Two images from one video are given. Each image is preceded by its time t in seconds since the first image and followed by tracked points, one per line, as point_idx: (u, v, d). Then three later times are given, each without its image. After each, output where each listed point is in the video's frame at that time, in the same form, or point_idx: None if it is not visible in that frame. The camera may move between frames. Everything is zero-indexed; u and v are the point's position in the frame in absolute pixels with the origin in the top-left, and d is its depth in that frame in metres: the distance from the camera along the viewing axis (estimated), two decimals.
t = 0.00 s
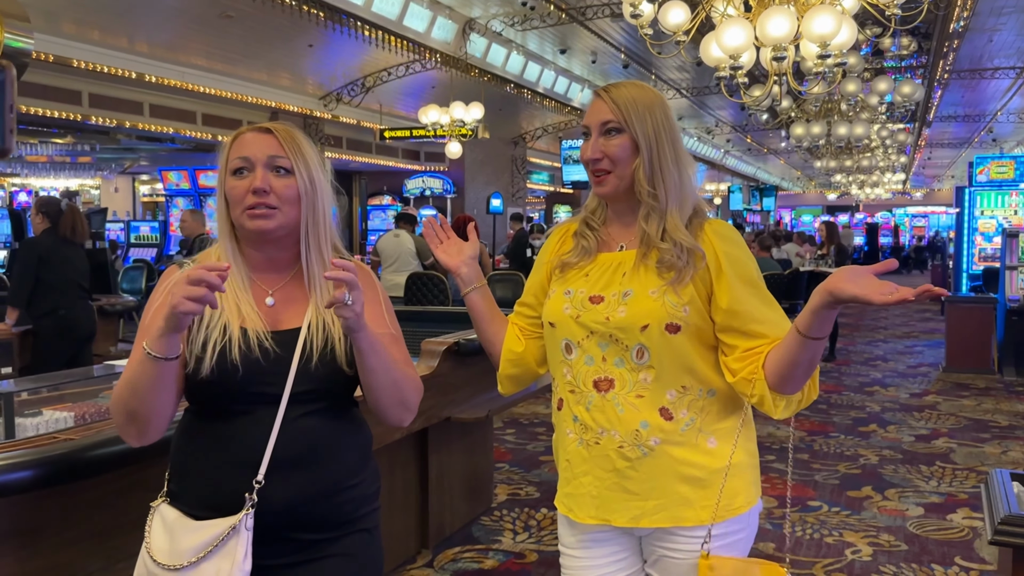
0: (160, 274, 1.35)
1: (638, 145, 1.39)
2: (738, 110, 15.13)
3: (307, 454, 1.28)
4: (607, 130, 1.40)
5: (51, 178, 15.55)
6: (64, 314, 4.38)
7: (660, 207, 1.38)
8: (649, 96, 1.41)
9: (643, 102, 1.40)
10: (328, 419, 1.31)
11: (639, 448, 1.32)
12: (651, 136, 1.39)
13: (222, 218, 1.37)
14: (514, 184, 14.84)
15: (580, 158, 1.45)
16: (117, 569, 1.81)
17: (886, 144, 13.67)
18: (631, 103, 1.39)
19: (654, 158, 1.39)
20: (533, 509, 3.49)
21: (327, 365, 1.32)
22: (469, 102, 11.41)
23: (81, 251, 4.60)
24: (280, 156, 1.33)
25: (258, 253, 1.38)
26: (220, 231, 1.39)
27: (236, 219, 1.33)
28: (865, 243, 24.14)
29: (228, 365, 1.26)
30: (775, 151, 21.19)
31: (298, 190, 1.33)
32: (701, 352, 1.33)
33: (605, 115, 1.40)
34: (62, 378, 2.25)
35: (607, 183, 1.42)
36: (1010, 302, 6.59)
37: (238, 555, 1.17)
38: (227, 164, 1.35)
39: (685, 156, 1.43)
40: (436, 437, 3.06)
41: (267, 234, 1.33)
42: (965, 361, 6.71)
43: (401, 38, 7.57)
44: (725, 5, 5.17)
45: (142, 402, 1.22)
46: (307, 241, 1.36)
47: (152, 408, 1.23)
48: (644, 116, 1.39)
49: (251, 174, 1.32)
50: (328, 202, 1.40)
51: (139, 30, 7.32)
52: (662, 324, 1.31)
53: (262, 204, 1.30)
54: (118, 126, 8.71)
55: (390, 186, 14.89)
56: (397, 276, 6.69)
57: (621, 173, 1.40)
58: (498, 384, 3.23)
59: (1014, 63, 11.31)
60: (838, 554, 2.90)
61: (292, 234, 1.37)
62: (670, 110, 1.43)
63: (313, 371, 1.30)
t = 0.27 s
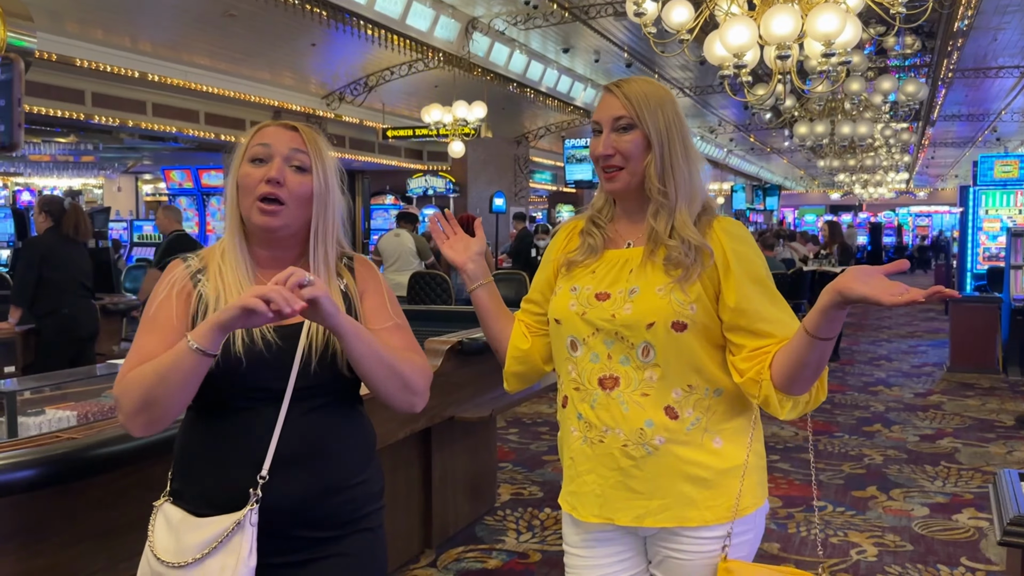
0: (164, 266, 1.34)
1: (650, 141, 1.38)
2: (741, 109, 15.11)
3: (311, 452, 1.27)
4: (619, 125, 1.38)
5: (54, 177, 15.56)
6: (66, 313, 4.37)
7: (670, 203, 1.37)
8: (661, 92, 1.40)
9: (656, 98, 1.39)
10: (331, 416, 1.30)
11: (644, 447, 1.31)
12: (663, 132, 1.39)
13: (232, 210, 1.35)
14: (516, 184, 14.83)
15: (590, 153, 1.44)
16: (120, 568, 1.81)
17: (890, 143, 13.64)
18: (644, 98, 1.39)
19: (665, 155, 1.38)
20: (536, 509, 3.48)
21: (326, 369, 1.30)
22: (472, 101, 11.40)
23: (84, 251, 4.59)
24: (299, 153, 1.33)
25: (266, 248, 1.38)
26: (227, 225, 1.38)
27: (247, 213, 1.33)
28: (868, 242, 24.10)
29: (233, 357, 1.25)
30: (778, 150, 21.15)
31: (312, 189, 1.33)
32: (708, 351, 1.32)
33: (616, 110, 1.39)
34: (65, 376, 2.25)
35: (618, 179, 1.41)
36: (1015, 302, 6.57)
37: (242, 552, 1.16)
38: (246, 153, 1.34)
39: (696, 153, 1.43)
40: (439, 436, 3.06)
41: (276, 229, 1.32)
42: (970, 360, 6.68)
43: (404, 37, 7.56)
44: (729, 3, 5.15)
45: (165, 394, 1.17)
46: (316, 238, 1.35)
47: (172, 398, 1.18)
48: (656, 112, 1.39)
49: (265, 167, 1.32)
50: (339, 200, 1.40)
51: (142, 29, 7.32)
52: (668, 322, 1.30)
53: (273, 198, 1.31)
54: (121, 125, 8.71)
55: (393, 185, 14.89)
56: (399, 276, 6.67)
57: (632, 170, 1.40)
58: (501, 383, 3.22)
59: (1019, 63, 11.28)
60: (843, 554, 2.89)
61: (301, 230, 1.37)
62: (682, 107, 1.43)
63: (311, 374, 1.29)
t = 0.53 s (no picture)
0: (173, 261, 1.34)
1: (676, 137, 1.38)
2: (745, 108, 15.08)
3: (319, 453, 1.27)
4: (649, 118, 1.37)
5: (58, 176, 15.57)
6: (71, 312, 4.37)
7: (690, 198, 1.37)
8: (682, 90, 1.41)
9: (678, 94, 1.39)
10: (338, 416, 1.29)
11: (651, 446, 1.29)
12: (687, 130, 1.39)
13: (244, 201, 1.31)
14: (520, 183, 14.81)
15: (608, 147, 1.43)
16: (124, 568, 1.80)
17: (894, 143, 13.60)
18: (665, 94, 1.38)
19: (688, 152, 1.39)
20: (541, 509, 3.47)
21: (336, 366, 1.29)
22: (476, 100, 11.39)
23: (88, 250, 4.59)
24: (328, 152, 1.34)
25: (279, 245, 1.38)
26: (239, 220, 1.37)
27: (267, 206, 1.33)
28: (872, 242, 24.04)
29: (241, 358, 1.25)
30: (782, 150, 21.11)
31: (337, 188, 1.36)
32: (716, 348, 1.31)
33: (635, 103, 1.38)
34: (70, 374, 2.24)
35: (642, 174, 1.39)
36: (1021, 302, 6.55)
37: (250, 551, 1.16)
38: (267, 146, 1.33)
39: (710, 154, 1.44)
40: (444, 436, 3.04)
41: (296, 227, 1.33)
42: (976, 360, 6.66)
43: (408, 37, 7.55)
44: (734, 2, 5.14)
45: (163, 403, 1.21)
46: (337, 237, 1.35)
47: (171, 398, 1.20)
48: (677, 109, 1.38)
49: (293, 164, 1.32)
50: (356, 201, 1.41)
51: (146, 28, 7.32)
52: (676, 319, 1.28)
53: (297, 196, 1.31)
54: (124, 124, 8.71)
55: (396, 185, 14.88)
56: (402, 275, 6.64)
57: (648, 167, 1.39)
58: (506, 382, 3.20)
59: None
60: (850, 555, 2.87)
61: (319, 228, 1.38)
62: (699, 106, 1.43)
63: (322, 371, 1.28)
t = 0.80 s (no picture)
0: (177, 272, 1.33)
1: (682, 134, 1.38)
2: (749, 108, 15.06)
3: (329, 459, 1.26)
4: (655, 118, 1.36)
5: (62, 176, 15.58)
6: (75, 311, 4.37)
7: (695, 195, 1.36)
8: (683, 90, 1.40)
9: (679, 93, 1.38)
10: (347, 422, 1.29)
11: (658, 445, 1.29)
12: (689, 129, 1.38)
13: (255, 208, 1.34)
14: (524, 183, 14.80)
15: (613, 146, 1.42)
16: (127, 568, 1.80)
17: (898, 144, 13.57)
18: (666, 94, 1.37)
19: (697, 149, 1.38)
20: (545, 509, 3.46)
21: (354, 374, 1.29)
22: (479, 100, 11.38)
23: (92, 250, 4.61)
24: (334, 155, 1.34)
25: (287, 249, 1.37)
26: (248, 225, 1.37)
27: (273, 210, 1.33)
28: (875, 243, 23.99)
29: (252, 369, 1.23)
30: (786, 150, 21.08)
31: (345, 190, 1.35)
32: (722, 346, 1.30)
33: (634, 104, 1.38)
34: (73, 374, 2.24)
35: (648, 173, 1.38)
36: None
37: (258, 560, 1.16)
38: (270, 151, 1.33)
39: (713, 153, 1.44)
40: (448, 436, 3.04)
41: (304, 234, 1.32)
42: (980, 361, 6.64)
43: (412, 36, 7.55)
44: (739, 2, 5.13)
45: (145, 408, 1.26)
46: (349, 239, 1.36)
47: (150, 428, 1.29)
48: (677, 108, 1.38)
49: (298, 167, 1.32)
50: (364, 203, 1.41)
51: (150, 27, 7.33)
52: (682, 317, 1.28)
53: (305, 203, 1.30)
54: (129, 123, 8.72)
55: (400, 185, 14.89)
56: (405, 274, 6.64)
57: (649, 167, 1.38)
58: (510, 382, 3.20)
59: None
60: (855, 556, 2.86)
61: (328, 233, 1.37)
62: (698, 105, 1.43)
63: (339, 377, 1.27)
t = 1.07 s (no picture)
0: (185, 269, 1.34)
1: (651, 136, 1.36)
2: (752, 109, 15.06)
3: (333, 457, 1.26)
4: (622, 120, 1.37)
5: (66, 175, 15.61)
6: (79, 310, 4.38)
7: (677, 198, 1.34)
8: (672, 85, 1.37)
9: (664, 92, 1.35)
10: (351, 420, 1.29)
11: (663, 449, 1.29)
12: (669, 128, 1.35)
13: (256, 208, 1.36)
14: (527, 183, 14.80)
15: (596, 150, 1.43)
16: (132, 565, 1.80)
17: (902, 144, 13.55)
18: (651, 96, 1.35)
19: (669, 149, 1.35)
20: (548, 509, 3.46)
21: (359, 373, 1.29)
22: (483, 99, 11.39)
23: (96, 248, 4.61)
24: (327, 153, 1.32)
25: (291, 248, 1.37)
26: (253, 224, 1.38)
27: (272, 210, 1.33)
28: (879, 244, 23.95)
29: (255, 366, 1.24)
30: (790, 151, 21.07)
31: (341, 188, 1.34)
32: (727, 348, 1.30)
33: (621, 107, 1.37)
34: (78, 371, 2.24)
35: (621, 174, 1.40)
36: None
37: (258, 557, 1.16)
38: (270, 151, 1.33)
39: (711, 148, 1.40)
40: (452, 435, 3.05)
41: (304, 231, 1.32)
42: (984, 362, 6.62)
43: (416, 36, 7.55)
44: (744, 2, 5.13)
45: (157, 423, 1.24)
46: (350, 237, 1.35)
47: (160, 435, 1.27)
48: (662, 108, 1.35)
49: (289, 168, 1.32)
50: (369, 199, 1.39)
51: (155, 26, 7.34)
52: (687, 321, 1.27)
53: (302, 200, 1.30)
54: (133, 122, 8.73)
55: (403, 185, 14.90)
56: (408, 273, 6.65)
57: (636, 166, 1.37)
58: (513, 382, 3.21)
59: None
60: (859, 557, 2.86)
61: (330, 232, 1.37)
62: (697, 98, 1.39)
63: (343, 377, 1.28)
